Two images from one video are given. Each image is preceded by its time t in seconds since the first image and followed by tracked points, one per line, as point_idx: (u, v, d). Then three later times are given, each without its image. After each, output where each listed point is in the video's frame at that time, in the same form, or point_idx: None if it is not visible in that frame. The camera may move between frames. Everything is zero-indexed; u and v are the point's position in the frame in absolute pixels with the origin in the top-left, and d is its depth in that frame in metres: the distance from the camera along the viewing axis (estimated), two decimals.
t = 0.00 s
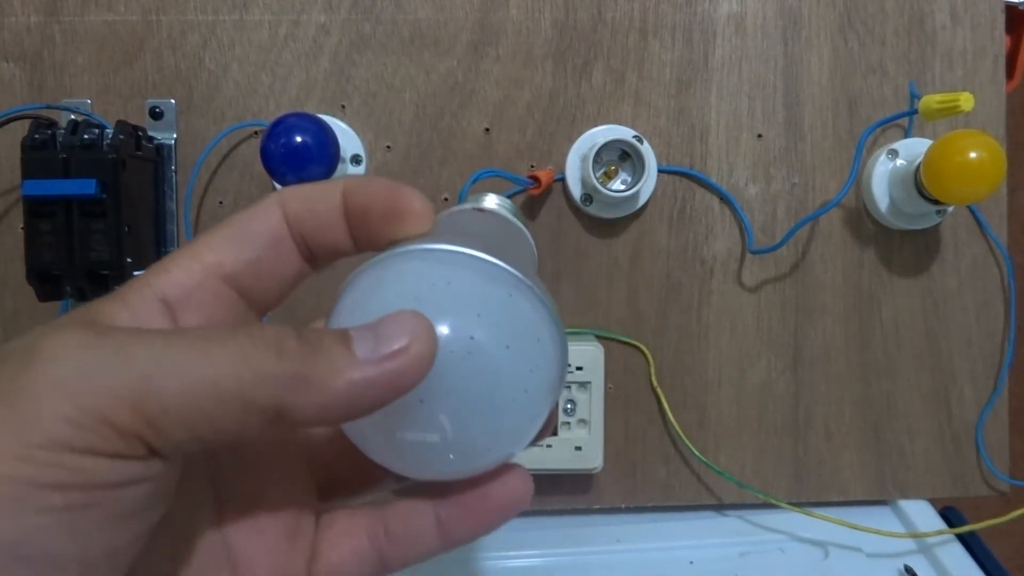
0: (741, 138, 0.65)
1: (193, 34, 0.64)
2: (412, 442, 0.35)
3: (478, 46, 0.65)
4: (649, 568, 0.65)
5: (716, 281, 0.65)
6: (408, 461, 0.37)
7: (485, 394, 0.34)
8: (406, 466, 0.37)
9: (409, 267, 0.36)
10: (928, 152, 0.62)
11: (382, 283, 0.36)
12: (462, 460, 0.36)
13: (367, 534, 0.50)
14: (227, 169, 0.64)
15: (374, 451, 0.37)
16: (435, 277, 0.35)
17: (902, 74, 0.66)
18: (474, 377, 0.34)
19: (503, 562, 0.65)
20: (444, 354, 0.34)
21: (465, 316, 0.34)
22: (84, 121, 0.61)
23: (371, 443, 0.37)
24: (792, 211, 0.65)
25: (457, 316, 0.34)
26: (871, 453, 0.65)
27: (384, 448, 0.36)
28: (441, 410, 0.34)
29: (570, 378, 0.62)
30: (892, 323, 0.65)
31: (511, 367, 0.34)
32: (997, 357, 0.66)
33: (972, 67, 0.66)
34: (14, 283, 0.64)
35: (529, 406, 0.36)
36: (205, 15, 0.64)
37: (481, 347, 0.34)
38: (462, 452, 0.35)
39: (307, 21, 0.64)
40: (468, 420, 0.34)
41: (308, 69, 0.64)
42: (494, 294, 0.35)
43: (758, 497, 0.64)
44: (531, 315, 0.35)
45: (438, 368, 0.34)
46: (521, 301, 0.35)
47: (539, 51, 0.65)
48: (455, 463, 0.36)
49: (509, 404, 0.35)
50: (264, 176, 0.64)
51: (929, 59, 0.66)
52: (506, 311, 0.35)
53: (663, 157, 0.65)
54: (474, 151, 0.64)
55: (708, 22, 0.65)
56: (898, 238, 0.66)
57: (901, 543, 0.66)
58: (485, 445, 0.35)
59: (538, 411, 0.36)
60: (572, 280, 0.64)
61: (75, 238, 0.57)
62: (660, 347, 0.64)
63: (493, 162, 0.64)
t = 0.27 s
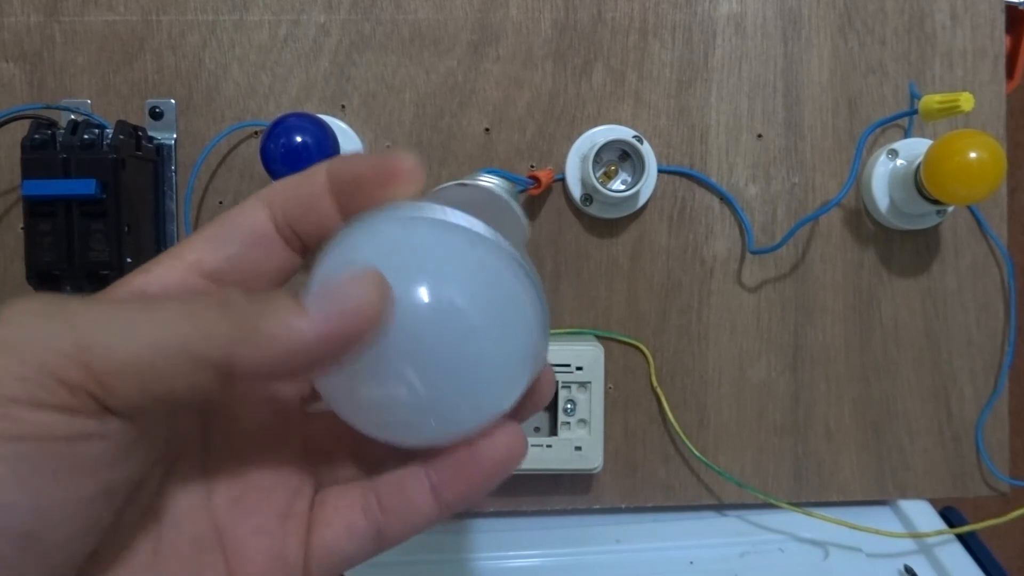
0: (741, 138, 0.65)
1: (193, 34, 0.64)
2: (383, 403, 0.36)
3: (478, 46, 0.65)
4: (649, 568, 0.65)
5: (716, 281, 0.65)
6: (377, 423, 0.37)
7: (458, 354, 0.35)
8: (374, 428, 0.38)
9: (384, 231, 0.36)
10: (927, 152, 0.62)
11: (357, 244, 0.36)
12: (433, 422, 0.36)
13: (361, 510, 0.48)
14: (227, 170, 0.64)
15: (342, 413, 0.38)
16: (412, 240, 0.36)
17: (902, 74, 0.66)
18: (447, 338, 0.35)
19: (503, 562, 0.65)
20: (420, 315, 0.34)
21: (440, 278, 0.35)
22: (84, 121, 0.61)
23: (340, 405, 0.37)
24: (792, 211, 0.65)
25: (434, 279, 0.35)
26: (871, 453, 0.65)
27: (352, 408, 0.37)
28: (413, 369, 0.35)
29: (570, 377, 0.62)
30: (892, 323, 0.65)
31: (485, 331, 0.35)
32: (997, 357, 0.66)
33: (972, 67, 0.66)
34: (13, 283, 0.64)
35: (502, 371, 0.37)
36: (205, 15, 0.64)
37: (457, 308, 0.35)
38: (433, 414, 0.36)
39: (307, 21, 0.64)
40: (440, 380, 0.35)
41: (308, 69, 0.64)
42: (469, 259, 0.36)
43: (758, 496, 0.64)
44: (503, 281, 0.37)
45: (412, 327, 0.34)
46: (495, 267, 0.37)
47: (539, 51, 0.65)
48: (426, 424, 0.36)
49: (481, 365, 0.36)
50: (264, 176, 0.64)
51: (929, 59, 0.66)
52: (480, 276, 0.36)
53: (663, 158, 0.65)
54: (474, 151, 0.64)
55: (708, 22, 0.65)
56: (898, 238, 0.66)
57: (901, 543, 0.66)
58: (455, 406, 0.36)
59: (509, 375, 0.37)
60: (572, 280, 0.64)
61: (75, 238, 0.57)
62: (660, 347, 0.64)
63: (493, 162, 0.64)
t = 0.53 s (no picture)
0: (741, 138, 0.65)
1: (193, 34, 0.64)
2: (418, 398, 0.39)
3: (478, 46, 0.65)
4: (648, 568, 0.65)
5: (716, 281, 0.65)
6: (411, 420, 0.40)
7: (492, 352, 0.38)
8: (407, 426, 0.40)
9: (426, 234, 0.40)
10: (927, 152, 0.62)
11: (400, 245, 0.40)
12: (464, 419, 0.39)
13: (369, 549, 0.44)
14: (227, 170, 0.64)
15: (377, 410, 0.41)
16: (452, 243, 0.39)
17: (902, 74, 0.66)
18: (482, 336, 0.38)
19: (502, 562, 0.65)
20: (457, 312, 0.38)
21: (478, 278, 0.38)
22: (84, 121, 0.61)
23: (376, 402, 0.40)
24: (792, 211, 0.65)
25: (471, 279, 0.38)
26: (871, 453, 0.65)
27: (386, 404, 0.40)
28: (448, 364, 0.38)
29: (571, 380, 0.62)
30: (892, 323, 0.65)
31: (519, 334, 0.38)
32: (997, 357, 0.66)
33: (972, 67, 0.66)
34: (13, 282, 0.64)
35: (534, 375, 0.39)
36: (205, 15, 0.64)
37: (494, 309, 0.38)
38: (465, 411, 0.39)
39: (307, 21, 0.64)
40: (474, 377, 0.38)
41: (308, 69, 0.64)
42: (507, 263, 0.39)
43: (758, 496, 0.64)
44: (541, 288, 0.40)
45: (449, 323, 0.38)
46: (533, 274, 0.40)
47: (539, 51, 0.65)
48: (457, 421, 0.39)
49: (512, 365, 0.39)
50: (264, 176, 0.64)
51: (928, 59, 0.66)
52: (517, 280, 0.39)
53: (663, 158, 0.65)
54: (474, 151, 0.64)
55: (708, 22, 0.65)
56: (898, 238, 0.66)
57: (901, 543, 0.66)
58: (486, 404, 0.39)
59: (538, 379, 0.40)
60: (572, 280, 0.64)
61: (75, 238, 0.57)
62: (660, 347, 0.64)
63: (493, 162, 0.64)
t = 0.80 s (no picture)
0: (741, 138, 0.65)
1: (193, 34, 0.64)
2: (427, 421, 0.39)
3: (478, 46, 0.65)
4: (648, 568, 0.65)
5: (716, 281, 0.65)
6: (421, 443, 0.40)
7: (500, 376, 0.39)
8: (417, 449, 0.41)
9: (436, 261, 0.41)
10: (927, 153, 0.62)
11: (411, 272, 0.41)
12: (472, 442, 0.40)
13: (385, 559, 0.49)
14: (227, 169, 0.64)
15: (388, 433, 0.41)
16: (460, 269, 0.40)
17: (902, 74, 0.66)
18: (490, 360, 0.39)
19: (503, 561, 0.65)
20: (465, 337, 0.38)
21: (485, 303, 0.39)
22: (84, 121, 0.61)
23: (386, 426, 0.41)
24: (792, 211, 0.65)
25: (480, 304, 0.39)
26: (871, 453, 0.65)
27: (396, 427, 0.40)
28: (457, 388, 0.39)
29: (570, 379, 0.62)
30: (892, 323, 0.65)
31: (526, 357, 0.39)
32: (997, 357, 0.66)
33: (972, 67, 0.66)
34: (13, 282, 0.64)
35: (541, 398, 0.40)
36: (205, 14, 0.64)
37: (501, 333, 0.39)
38: (474, 434, 0.40)
39: (307, 21, 0.64)
40: (482, 401, 0.39)
41: (308, 69, 0.64)
42: (514, 288, 0.40)
43: (758, 496, 0.64)
44: (548, 312, 0.41)
45: (458, 348, 0.38)
46: (539, 299, 0.41)
47: (539, 51, 0.65)
48: (467, 444, 0.40)
49: (519, 388, 0.39)
50: (264, 176, 0.64)
51: (928, 59, 0.66)
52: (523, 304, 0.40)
53: (663, 158, 0.65)
54: (474, 151, 0.64)
55: (708, 22, 0.65)
56: (898, 238, 0.66)
57: (901, 543, 0.66)
58: (493, 427, 0.40)
59: (545, 402, 0.41)
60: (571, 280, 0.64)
61: (75, 238, 0.57)
62: (660, 347, 0.64)
63: (493, 162, 0.64)
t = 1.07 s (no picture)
0: (741, 138, 0.65)
1: (193, 34, 0.64)
2: (440, 434, 0.39)
3: (478, 46, 0.65)
4: (649, 568, 0.65)
5: (716, 281, 0.65)
6: (434, 456, 0.40)
7: (511, 389, 0.39)
8: (430, 463, 0.41)
9: (445, 275, 0.41)
10: (927, 153, 0.62)
11: (423, 285, 0.41)
12: (485, 455, 0.40)
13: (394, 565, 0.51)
14: (227, 169, 0.64)
15: (400, 448, 0.41)
16: (469, 282, 0.40)
17: (902, 74, 0.66)
18: (502, 373, 0.39)
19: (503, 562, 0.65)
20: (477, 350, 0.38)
21: (496, 316, 0.39)
22: (84, 121, 0.61)
23: (398, 441, 0.41)
24: (792, 211, 0.65)
25: (490, 316, 0.39)
26: (871, 453, 0.65)
27: (408, 441, 0.40)
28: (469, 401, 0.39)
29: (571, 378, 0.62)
30: (892, 323, 0.65)
31: (537, 368, 0.39)
32: (997, 357, 0.66)
33: (972, 67, 0.66)
34: (13, 283, 0.64)
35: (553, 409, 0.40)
36: (205, 15, 0.64)
37: (512, 345, 0.39)
38: (487, 447, 0.40)
39: (307, 21, 0.64)
40: (495, 413, 0.39)
41: (308, 69, 0.64)
42: (524, 300, 0.40)
43: (758, 496, 0.64)
44: (558, 323, 0.41)
45: (470, 361, 0.38)
46: (549, 310, 0.41)
47: (539, 51, 0.65)
48: (479, 457, 0.40)
49: (531, 401, 0.39)
50: (264, 176, 0.64)
51: (929, 59, 0.66)
52: (533, 316, 0.40)
53: (663, 158, 0.65)
54: (474, 151, 0.64)
55: (708, 22, 0.65)
56: (898, 238, 0.66)
57: (902, 543, 0.66)
58: (506, 440, 0.39)
59: (557, 415, 0.40)
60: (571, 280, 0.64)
61: (75, 238, 0.57)
62: (660, 347, 0.64)
63: (493, 162, 0.64)
